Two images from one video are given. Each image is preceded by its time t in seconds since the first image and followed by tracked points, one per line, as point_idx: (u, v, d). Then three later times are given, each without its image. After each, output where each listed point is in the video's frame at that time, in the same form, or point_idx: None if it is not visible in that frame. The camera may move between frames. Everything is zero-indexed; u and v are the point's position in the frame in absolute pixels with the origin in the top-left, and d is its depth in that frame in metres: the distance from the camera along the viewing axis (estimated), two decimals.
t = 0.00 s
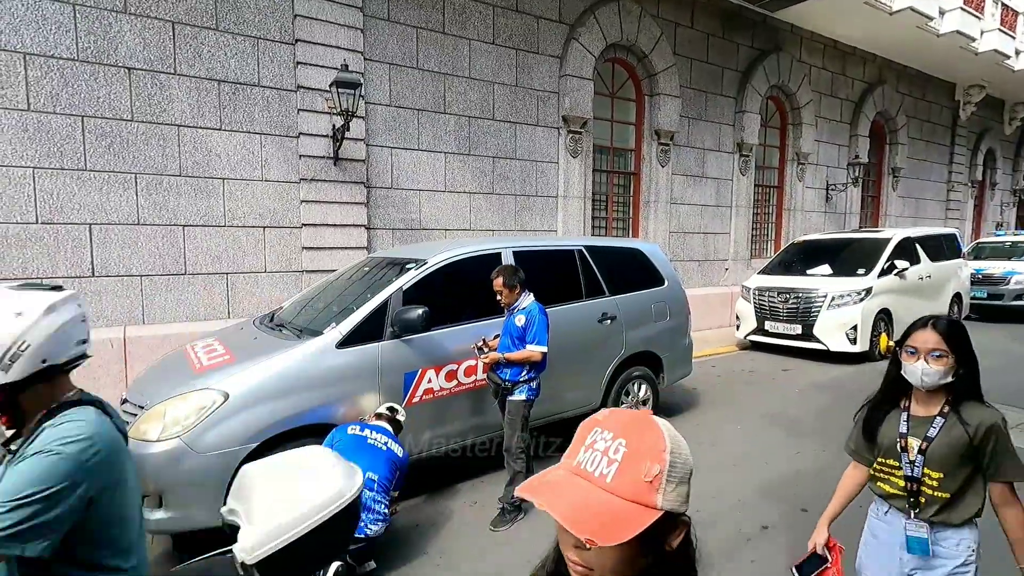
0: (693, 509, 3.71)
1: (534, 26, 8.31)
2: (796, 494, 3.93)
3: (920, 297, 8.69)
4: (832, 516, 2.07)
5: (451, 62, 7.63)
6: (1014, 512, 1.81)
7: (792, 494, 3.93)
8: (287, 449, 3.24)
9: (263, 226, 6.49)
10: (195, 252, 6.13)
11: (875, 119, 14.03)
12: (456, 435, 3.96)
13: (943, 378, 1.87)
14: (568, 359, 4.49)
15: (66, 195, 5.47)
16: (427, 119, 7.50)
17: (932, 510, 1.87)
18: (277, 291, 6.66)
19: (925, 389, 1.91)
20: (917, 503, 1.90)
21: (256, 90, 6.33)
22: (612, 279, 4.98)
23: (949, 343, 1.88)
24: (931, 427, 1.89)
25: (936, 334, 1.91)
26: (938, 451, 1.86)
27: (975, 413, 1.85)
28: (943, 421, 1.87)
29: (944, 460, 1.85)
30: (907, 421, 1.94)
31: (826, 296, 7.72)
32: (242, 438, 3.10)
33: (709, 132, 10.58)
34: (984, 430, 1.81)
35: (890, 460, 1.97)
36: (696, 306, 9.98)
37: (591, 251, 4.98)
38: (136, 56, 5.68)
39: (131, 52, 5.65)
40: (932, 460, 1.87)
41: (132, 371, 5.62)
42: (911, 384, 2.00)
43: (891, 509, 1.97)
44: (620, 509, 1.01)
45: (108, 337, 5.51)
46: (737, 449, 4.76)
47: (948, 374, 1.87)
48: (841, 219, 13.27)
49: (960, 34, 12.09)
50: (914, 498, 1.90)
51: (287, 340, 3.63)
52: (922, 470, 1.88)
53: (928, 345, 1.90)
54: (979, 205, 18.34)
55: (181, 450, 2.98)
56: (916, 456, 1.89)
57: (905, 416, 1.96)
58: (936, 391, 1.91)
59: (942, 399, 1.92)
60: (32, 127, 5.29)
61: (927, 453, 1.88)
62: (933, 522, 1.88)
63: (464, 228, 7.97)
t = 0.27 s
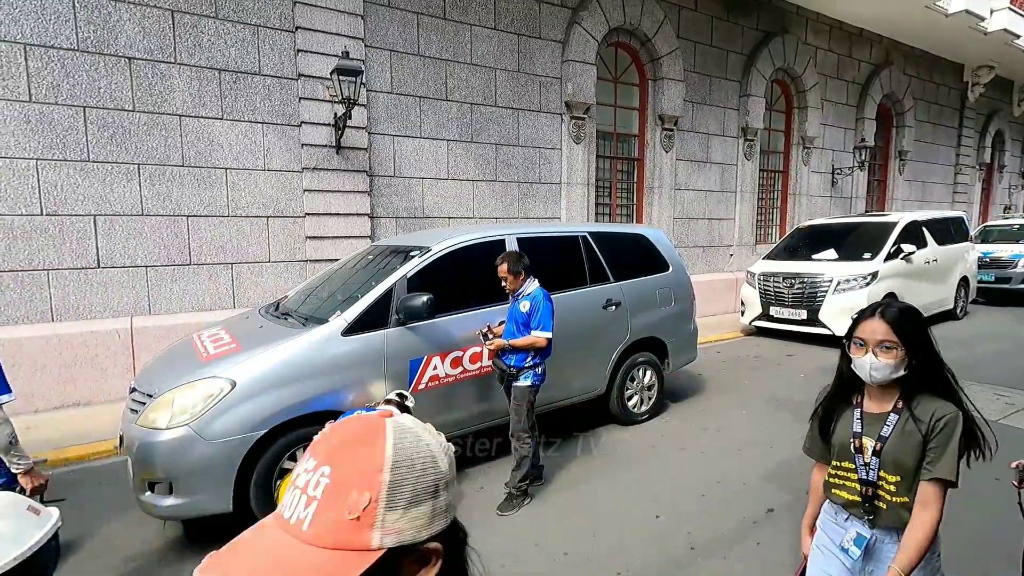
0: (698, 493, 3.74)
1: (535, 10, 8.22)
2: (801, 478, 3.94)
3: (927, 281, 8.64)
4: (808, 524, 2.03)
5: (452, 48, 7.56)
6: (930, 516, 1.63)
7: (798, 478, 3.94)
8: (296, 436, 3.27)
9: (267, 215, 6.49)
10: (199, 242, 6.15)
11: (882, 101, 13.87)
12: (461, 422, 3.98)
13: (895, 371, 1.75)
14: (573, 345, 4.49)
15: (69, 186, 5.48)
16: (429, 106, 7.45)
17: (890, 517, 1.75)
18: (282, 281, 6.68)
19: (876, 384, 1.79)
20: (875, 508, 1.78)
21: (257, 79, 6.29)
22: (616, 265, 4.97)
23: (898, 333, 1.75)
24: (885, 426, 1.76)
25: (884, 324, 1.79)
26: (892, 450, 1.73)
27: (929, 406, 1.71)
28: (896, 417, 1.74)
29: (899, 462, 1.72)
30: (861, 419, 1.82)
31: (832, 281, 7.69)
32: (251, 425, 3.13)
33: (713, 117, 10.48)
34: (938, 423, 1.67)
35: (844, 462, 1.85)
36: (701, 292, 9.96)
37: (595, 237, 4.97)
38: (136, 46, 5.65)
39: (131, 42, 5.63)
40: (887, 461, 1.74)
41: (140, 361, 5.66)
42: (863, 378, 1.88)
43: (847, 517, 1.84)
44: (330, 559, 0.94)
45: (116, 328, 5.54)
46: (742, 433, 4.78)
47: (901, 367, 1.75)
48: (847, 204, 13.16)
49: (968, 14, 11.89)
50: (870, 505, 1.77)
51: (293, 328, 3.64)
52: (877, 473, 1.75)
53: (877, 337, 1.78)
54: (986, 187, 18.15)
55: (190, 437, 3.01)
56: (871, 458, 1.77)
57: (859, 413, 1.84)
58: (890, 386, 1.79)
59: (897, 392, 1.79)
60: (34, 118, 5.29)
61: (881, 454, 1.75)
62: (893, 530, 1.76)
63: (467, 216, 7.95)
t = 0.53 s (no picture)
0: (697, 481, 3.78)
1: None
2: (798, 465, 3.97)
3: (923, 269, 8.66)
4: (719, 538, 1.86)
5: (448, 36, 7.49)
6: (846, 541, 1.49)
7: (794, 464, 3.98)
8: (293, 426, 3.29)
9: (262, 206, 6.46)
10: (194, 233, 6.11)
11: (880, 89, 13.81)
12: (459, 411, 3.99)
13: (816, 377, 1.57)
14: (571, 335, 4.50)
15: (62, 176, 5.43)
16: (425, 95, 7.40)
17: (802, 538, 1.59)
18: (278, 271, 6.65)
19: (798, 390, 1.61)
20: (785, 528, 1.61)
21: (251, 68, 6.23)
22: (614, 254, 4.96)
23: (823, 335, 1.56)
24: (803, 438, 1.57)
25: (808, 324, 1.59)
26: (809, 466, 1.55)
27: (851, 417, 1.54)
28: (816, 429, 1.56)
29: (817, 480, 1.54)
30: (779, 430, 1.63)
31: (829, 269, 7.70)
32: (249, 416, 3.13)
33: (711, 106, 10.43)
34: (859, 437, 1.50)
35: (760, 478, 1.66)
36: (698, 281, 9.97)
37: (593, 226, 4.95)
38: (127, 34, 5.58)
39: (122, 30, 5.55)
40: (803, 478, 1.56)
41: (137, 352, 5.65)
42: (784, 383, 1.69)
43: (760, 536, 1.68)
44: None
45: (111, 319, 5.53)
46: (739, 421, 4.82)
47: (822, 372, 1.57)
48: (844, 192, 13.15)
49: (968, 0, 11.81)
50: (780, 524, 1.62)
51: (290, 319, 3.64)
52: (792, 491, 1.58)
53: (800, 338, 1.58)
54: (984, 175, 18.15)
55: (189, 428, 3.01)
56: (786, 473, 1.58)
57: (778, 422, 1.65)
58: (811, 393, 1.61)
59: (818, 401, 1.61)
60: (25, 108, 5.22)
61: (798, 469, 1.56)
62: (803, 551, 1.60)
63: (465, 206, 7.92)
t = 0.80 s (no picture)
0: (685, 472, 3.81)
1: None
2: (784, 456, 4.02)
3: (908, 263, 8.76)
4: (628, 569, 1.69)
5: (438, 26, 7.42)
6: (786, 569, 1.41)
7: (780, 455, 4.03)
8: (281, 419, 3.27)
9: (249, 197, 6.38)
10: (180, 223, 6.03)
11: (868, 84, 13.91)
12: (449, 403, 3.99)
13: (726, 389, 1.46)
14: (560, 327, 4.50)
15: (43, 165, 5.32)
16: (415, 85, 7.33)
17: (716, 565, 1.48)
18: (266, 263, 6.59)
19: (708, 405, 1.50)
20: (699, 555, 1.50)
21: (237, 56, 6.13)
22: (603, 247, 4.97)
23: (732, 344, 1.45)
24: (716, 459, 1.46)
25: (718, 332, 1.48)
26: (722, 490, 1.43)
27: (764, 435, 1.43)
28: (729, 449, 1.45)
29: (731, 505, 1.42)
30: (692, 451, 1.51)
31: (816, 263, 7.77)
32: (237, 408, 3.11)
33: (701, 99, 10.44)
34: (773, 459, 1.39)
35: (674, 502, 1.54)
36: (687, 274, 10.02)
37: (583, 219, 4.95)
38: (109, 20, 5.46)
39: (104, 16, 5.43)
40: (717, 504, 1.44)
41: (121, 344, 5.58)
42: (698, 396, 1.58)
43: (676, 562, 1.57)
44: None
45: (95, 311, 5.45)
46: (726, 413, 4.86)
47: (734, 385, 1.46)
48: (832, 186, 13.25)
49: None
50: (695, 551, 1.50)
51: (277, 310, 3.60)
52: (706, 518, 1.46)
53: (710, 348, 1.47)
54: (968, 171, 18.38)
55: (174, 420, 2.98)
56: (700, 499, 1.46)
57: (691, 442, 1.53)
58: (722, 407, 1.50)
59: (732, 416, 1.51)
60: (4, 94, 5.11)
61: (711, 495, 1.44)
62: None
63: (455, 198, 7.89)
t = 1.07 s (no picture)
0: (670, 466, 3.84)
1: None
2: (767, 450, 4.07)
3: (890, 260, 8.90)
4: None
5: (426, 19, 7.36)
6: None
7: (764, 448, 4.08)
8: (265, 414, 3.24)
9: (234, 189, 6.29)
10: (162, 216, 5.94)
11: (853, 83, 14.06)
12: (435, 399, 3.97)
13: (618, 420, 1.25)
14: (548, 322, 4.51)
15: (21, 156, 5.20)
16: (403, 78, 7.27)
17: None
18: (250, 256, 6.51)
19: (598, 439, 1.28)
20: None
21: (221, 46, 6.03)
22: (591, 242, 4.98)
23: (628, 367, 1.24)
24: (600, 510, 1.22)
25: (613, 352, 1.26)
26: (601, 549, 1.19)
27: (660, 484, 1.22)
28: (616, 497, 1.21)
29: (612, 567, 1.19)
30: (575, 498, 1.27)
31: (801, 259, 7.85)
32: (220, 404, 3.07)
33: (689, 95, 10.48)
34: (665, 516, 1.17)
35: (549, 558, 1.29)
36: (674, 270, 10.09)
37: (571, 214, 4.95)
38: (89, 7, 5.34)
39: (84, 3, 5.31)
40: (595, 566, 1.20)
41: (102, 339, 5.49)
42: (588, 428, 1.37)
43: None
44: None
45: (75, 305, 5.35)
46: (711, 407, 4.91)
47: (625, 416, 1.25)
48: (817, 184, 13.40)
49: None
50: None
51: (262, 305, 3.56)
52: None
53: (603, 371, 1.26)
54: (949, 170, 18.69)
55: (156, 416, 2.94)
56: (577, 559, 1.22)
57: (575, 486, 1.29)
58: (613, 443, 1.28)
59: (624, 454, 1.29)
60: None
61: (588, 554, 1.21)
62: None
63: (443, 192, 7.85)
